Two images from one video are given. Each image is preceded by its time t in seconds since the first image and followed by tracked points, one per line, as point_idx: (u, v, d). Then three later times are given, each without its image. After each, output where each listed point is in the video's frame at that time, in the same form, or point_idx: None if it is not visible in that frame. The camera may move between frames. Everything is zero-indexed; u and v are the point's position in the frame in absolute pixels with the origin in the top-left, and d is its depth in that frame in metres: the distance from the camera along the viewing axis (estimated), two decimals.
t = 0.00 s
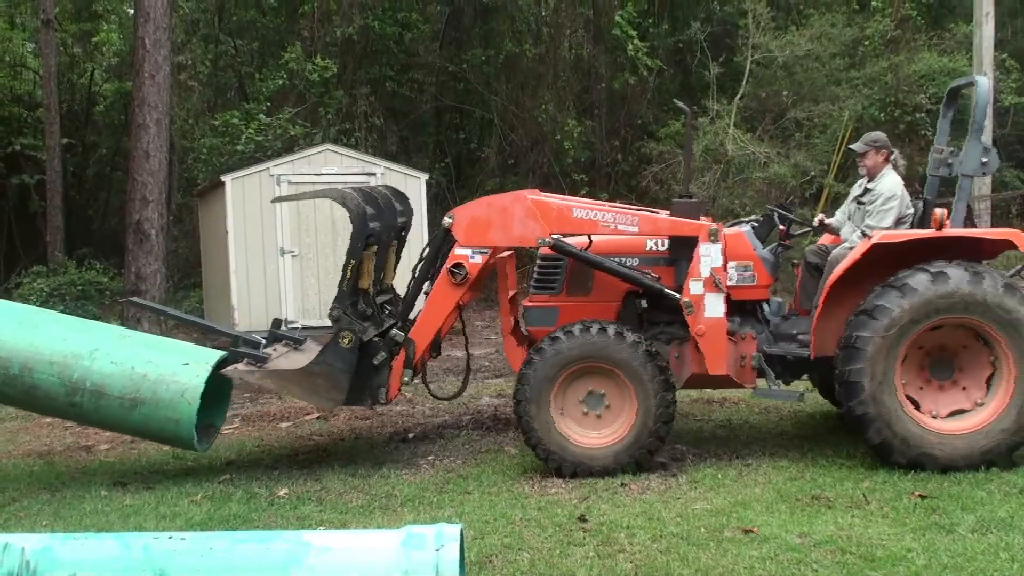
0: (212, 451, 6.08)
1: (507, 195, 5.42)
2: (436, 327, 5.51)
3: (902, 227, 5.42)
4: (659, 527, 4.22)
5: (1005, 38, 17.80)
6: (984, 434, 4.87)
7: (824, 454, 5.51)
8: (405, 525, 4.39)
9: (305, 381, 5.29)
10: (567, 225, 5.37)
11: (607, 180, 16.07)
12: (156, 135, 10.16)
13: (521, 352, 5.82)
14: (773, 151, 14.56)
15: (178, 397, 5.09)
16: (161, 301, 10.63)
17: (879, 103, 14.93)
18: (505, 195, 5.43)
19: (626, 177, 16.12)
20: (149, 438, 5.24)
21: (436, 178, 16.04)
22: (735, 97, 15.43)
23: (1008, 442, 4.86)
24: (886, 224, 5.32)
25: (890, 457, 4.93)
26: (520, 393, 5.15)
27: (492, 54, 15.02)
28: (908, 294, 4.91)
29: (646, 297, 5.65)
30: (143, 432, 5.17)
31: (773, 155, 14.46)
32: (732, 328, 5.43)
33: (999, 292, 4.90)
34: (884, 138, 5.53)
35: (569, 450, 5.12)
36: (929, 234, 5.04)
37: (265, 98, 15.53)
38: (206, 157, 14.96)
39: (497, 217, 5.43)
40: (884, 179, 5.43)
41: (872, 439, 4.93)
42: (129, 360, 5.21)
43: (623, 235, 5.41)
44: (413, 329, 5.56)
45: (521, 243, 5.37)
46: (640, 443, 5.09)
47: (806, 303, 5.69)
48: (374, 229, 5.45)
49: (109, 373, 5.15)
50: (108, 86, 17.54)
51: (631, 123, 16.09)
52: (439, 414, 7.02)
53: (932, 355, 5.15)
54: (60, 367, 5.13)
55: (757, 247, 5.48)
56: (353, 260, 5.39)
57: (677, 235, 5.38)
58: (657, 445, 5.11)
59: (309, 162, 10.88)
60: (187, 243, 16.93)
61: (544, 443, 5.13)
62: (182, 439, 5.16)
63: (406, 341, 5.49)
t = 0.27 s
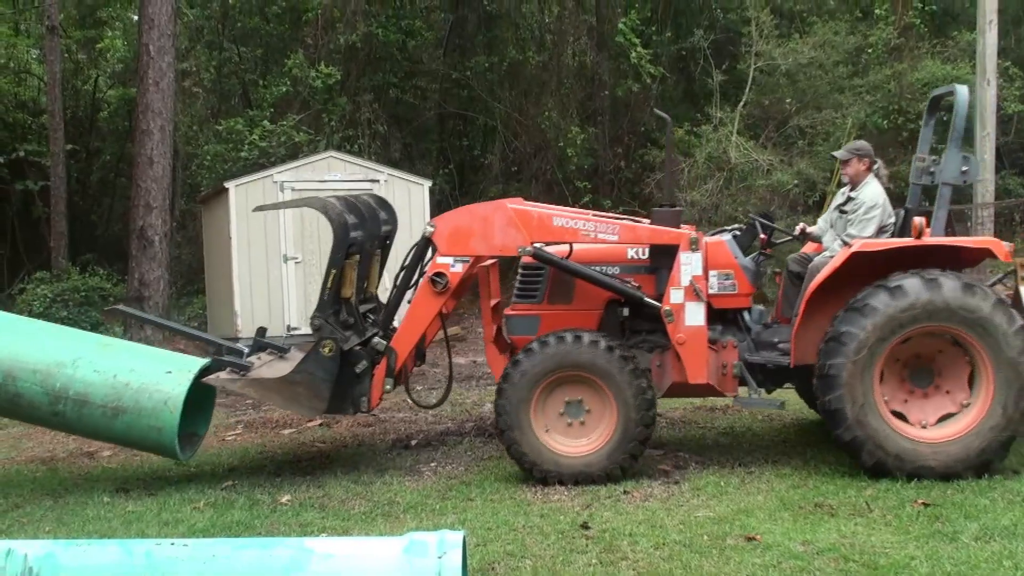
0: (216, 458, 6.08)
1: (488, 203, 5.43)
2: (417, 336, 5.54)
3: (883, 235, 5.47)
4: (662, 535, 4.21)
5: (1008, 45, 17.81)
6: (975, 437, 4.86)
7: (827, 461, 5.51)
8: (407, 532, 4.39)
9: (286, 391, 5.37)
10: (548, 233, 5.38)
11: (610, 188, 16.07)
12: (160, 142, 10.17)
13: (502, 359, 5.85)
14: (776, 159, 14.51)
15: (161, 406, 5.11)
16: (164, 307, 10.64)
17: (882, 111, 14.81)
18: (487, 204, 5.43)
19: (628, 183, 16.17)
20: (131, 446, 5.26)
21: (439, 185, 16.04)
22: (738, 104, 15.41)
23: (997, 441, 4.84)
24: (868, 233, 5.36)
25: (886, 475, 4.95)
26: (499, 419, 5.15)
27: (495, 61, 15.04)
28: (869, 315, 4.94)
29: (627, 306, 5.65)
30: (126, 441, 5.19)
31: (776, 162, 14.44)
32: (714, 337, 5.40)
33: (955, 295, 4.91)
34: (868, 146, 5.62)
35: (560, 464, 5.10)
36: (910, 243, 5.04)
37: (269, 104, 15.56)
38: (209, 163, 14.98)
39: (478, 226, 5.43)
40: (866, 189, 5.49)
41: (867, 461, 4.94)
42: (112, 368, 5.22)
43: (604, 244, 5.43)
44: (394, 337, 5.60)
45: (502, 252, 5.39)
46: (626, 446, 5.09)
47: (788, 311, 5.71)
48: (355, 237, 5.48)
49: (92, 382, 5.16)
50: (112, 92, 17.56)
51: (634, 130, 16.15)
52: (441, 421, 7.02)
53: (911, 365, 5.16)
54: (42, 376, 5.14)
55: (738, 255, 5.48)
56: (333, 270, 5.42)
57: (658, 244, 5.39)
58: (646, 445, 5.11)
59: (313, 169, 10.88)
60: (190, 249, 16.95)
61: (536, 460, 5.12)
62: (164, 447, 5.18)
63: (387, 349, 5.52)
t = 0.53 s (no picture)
0: (217, 463, 6.08)
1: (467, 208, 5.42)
2: (396, 341, 5.53)
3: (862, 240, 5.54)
4: (663, 539, 4.21)
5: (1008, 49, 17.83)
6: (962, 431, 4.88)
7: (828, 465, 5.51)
8: (409, 536, 4.39)
9: (269, 397, 5.32)
10: (527, 239, 5.39)
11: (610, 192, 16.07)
12: (161, 147, 10.18)
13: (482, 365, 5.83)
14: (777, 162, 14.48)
15: (141, 412, 5.14)
16: (165, 313, 10.64)
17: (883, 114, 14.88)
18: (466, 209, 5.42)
19: (628, 187, 16.13)
20: (113, 452, 5.28)
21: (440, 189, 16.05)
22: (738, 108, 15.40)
23: (985, 432, 4.86)
24: (847, 237, 5.43)
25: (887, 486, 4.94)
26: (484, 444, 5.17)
27: (495, 66, 15.08)
28: (834, 334, 4.95)
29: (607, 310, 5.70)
30: (107, 446, 5.21)
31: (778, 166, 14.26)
32: (694, 341, 5.46)
33: (912, 296, 4.93)
34: (846, 150, 5.66)
35: (551, 474, 5.11)
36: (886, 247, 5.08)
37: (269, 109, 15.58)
38: (210, 168, 14.98)
39: (457, 231, 5.40)
40: (845, 193, 5.56)
41: (865, 472, 4.94)
42: (93, 375, 5.25)
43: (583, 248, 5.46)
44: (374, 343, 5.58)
45: (481, 257, 5.36)
46: (608, 447, 5.10)
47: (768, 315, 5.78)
48: (334, 243, 5.44)
49: (73, 389, 5.19)
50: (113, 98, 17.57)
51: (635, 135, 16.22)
52: (442, 425, 7.02)
53: (886, 371, 5.18)
54: (23, 382, 5.18)
55: (718, 259, 5.52)
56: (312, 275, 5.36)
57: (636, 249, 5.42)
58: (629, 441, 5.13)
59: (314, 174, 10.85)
60: (190, 254, 16.97)
61: (527, 473, 5.12)
62: (146, 454, 5.20)
63: (368, 355, 5.51)
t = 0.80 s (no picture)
0: (217, 466, 6.08)
1: (446, 213, 5.47)
2: (375, 345, 5.55)
3: (840, 243, 5.56)
4: (663, 542, 4.21)
5: (1008, 53, 17.84)
6: (948, 424, 4.91)
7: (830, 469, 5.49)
8: (408, 540, 4.39)
9: (246, 401, 5.40)
10: (505, 243, 5.40)
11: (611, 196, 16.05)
12: (161, 151, 10.18)
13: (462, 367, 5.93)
14: (776, 166, 14.45)
15: (120, 417, 5.20)
16: (165, 316, 10.63)
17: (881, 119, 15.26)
18: (444, 214, 5.47)
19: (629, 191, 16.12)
20: (92, 456, 5.34)
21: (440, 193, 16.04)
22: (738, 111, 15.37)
23: (971, 422, 4.88)
24: (824, 240, 5.48)
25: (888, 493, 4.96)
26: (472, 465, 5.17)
27: (495, 69, 15.13)
28: (799, 357, 4.98)
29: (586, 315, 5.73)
30: (86, 451, 5.27)
31: (777, 170, 14.20)
32: (672, 346, 5.49)
33: (867, 302, 4.98)
34: (825, 154, 5.69)
35: (544, 477, 5.12)
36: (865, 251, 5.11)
37: (269, 113, 15.61)
38: (210, 172, 14.98)
39: (436, 236, 5.46)
40: (823, 197, 5.59)
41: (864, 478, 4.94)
42: (73, 380, 5.31)
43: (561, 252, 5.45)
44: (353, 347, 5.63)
45: (460, 262, 5.41)
46: (589, 443, 5.10)
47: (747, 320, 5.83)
48: (313, 248, 5.52)
49: (52, 395, 5.25)
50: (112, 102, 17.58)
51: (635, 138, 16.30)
52: (442, 429, 7.02)
53: (862, 379, 5.22)
54: (3, 387, 5.23)
55: (697, 263, 5.55)
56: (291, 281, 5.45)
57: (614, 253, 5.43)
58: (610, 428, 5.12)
59: (313, 178, 10.77)
60: (190, 258, 16.98)
61: (521, 480, 5.13)
62: (125, 459, 5.27)
63: (347, 359, 5.55)
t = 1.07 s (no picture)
0: (215, 467, 6.08)
1: (423, 216, 5.46)
2: (354, 348, 5.59)
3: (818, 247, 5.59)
4: (662, 545, 4.21)
5: (1007, 56, 17.85)
6: (928, 414, 4.98)
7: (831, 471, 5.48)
8: (407, 542, 4.39)
9: (224, 402, 5.45)
10: (483, 246, 5.44)
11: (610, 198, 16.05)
12: (160, 153, 10.17)
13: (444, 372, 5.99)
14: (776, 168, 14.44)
15: (98, 419, 5.22)
16: (164, 318, 10.63)
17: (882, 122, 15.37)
18: (422, 217, 5.46)
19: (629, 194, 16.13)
20: (71, 459, 5.35)
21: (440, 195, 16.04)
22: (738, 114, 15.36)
23: (949, 407, 4.95)
24: (802, 244, 5.48)
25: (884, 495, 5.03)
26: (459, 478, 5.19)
27: (496, 71, 15.25)
28: (768, 380, 5.04)
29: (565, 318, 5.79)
30: (65, 453, 5.28)
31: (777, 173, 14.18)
32: (650, 348, 5.53)
33: (822, 312, 5.05)
34: (803, 157, 5.70)
35: (535, 475, 5.14)
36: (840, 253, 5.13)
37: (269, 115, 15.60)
38: (210, 173, 14.97)
39: (413, 239, 5.45)
40: (802, 200, 5.60)
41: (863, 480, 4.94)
42: (52, 383, 5.33)
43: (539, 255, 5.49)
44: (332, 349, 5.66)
45: (438, 264, 5.42)
46: (569, 438, 5.12)
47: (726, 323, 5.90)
48: (292, 250, 5.53)
49: (31, 397, 5.27)
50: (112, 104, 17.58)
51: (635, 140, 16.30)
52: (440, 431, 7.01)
53: (838, 384, 5.28)
54: None
55: (674, 267, 5.61)
56: (268, 284, 5.48)
57: (592, 256, 5.47)
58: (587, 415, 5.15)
59: (313, 179, 10.76)
60: (190, 260, 16.99)
61: (512, 483, 5.16)
62: (102, 461, 5.28)
63: (324, 361, 5.58)
